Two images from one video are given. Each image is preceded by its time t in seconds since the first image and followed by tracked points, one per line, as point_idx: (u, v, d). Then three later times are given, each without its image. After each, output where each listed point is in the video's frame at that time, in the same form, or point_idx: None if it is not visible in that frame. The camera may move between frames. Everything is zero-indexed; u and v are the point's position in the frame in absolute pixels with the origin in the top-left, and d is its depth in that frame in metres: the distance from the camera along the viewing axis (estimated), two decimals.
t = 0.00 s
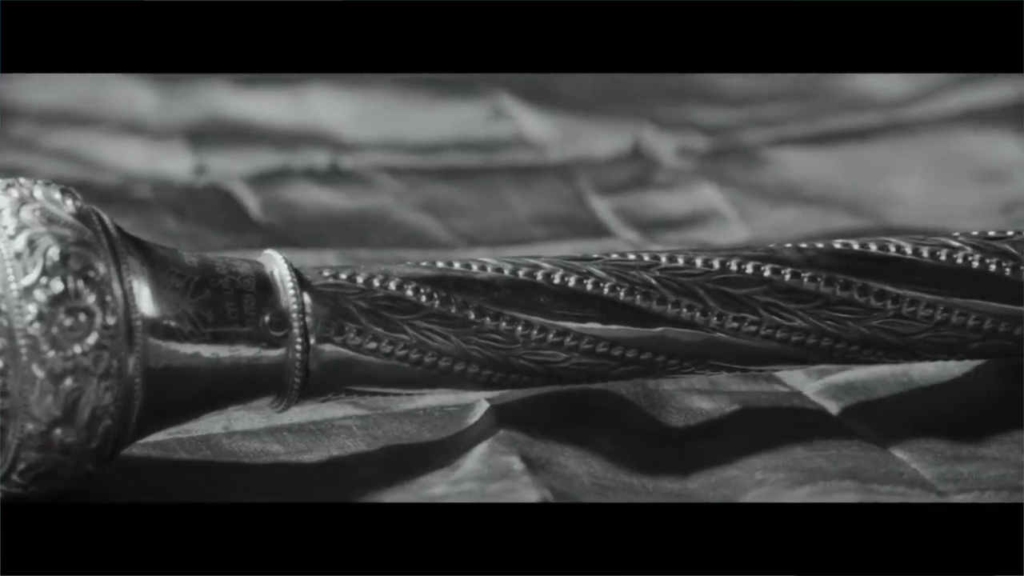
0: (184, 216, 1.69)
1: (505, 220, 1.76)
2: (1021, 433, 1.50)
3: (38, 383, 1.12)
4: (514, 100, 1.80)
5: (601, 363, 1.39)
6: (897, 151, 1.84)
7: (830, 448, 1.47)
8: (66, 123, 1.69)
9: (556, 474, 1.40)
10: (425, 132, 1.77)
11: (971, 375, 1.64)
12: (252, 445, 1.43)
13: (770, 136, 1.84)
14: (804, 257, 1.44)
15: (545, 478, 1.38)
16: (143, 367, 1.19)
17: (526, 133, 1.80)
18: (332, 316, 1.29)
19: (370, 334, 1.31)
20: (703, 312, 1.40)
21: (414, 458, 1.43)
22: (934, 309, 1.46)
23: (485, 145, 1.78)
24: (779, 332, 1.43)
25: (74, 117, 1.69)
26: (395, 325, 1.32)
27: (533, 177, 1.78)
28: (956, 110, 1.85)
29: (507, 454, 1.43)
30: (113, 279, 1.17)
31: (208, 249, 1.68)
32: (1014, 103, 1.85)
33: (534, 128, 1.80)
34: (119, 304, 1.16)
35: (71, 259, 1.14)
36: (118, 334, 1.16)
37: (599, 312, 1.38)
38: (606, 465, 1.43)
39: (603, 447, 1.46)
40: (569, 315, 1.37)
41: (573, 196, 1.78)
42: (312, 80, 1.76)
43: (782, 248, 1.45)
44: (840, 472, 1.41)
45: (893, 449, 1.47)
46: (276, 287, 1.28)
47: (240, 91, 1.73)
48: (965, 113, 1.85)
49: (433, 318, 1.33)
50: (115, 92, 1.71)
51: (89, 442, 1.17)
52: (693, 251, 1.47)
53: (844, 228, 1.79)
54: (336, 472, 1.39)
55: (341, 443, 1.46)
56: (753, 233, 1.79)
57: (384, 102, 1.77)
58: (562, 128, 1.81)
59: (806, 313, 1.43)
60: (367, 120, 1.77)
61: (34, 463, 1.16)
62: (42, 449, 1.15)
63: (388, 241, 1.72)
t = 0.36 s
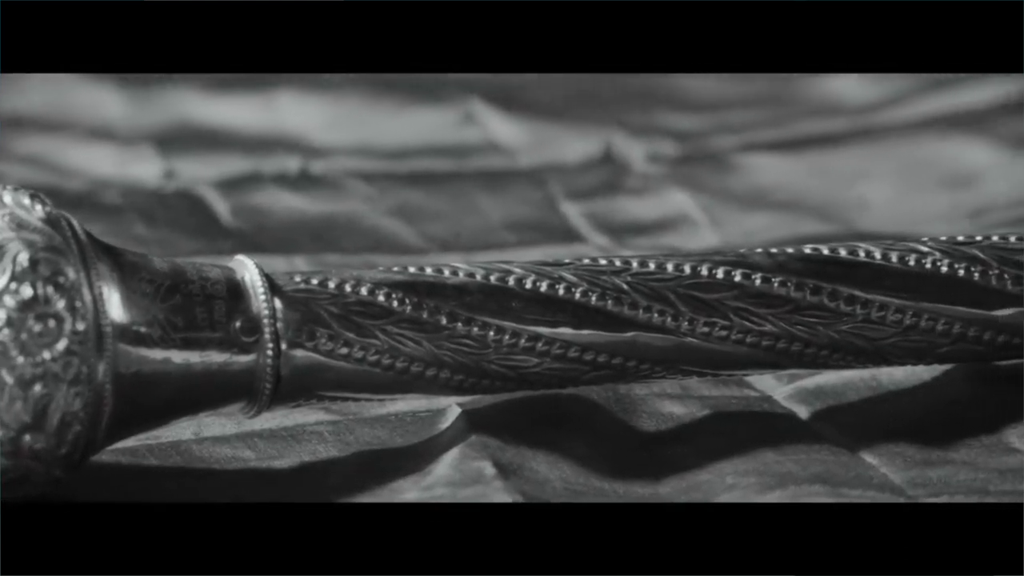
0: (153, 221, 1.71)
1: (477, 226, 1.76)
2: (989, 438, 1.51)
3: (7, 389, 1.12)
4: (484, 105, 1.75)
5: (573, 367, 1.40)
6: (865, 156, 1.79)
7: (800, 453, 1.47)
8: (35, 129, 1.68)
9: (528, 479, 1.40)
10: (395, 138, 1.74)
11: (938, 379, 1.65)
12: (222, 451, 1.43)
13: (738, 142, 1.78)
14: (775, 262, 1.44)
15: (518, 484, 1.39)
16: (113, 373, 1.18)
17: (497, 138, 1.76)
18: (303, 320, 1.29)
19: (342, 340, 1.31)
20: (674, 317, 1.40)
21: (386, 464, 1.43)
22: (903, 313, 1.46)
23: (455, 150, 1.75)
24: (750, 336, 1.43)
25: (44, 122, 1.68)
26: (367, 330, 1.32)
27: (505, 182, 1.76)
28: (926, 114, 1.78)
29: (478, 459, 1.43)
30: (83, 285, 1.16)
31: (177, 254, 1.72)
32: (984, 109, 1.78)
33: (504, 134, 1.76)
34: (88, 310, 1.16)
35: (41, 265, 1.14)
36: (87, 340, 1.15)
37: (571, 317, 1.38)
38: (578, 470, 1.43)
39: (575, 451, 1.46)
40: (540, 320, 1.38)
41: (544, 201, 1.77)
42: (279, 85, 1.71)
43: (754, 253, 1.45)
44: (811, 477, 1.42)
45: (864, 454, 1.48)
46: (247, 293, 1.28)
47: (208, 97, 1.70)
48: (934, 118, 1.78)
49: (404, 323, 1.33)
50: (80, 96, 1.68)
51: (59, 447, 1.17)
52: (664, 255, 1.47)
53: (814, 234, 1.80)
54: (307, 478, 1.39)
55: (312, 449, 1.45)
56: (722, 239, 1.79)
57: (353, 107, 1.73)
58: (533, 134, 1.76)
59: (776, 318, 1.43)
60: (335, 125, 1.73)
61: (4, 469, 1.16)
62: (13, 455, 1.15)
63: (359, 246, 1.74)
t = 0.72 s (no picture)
0: (118, 229, 1.71)
1: (443, 234, 1.77)
2: (954, 445, 1.51)
3: None
4: (450, 114, 1.75)
5: (541, 376, 1.41)
6: (829, 165, 1.79)
7: (768, 461, 1.48)
8: None
9: (495, 488, 1.41)
10: (362, 146, 1.74)
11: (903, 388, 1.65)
12: (189, 460, 1.43)
13: (704, 151, 1.78)
14: (741, 270, 1.45)
15: (486, 493, 1.39)
16: (79, 382, 1.18)
17: (463, 147, 1.76)
18: (270, 329, 1.29)
19: (309, 348, 1.31)
20: (642, 325, 1.41)
21: (353, 472, 1.43)
22: (869, 322, 1.46)
23: (422, 159, 1.75)
24: (717, 344, 1.44)
25: (9, 132, 1.68)
26: (335, 339, 1.32)
27: (472, 191, 1.77)
28: (889, 123, 1.77)
29: (446, 467, 1.44)
30: (48, 294, 1.16)
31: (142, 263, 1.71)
32: (948, 118, 1.77)
33: (470, 142, 1.76)
34: (54, 319, 1.16)
35: (5, 274, 1.15)
36: (53, 349, 1.15)
37: (540, 325, 1.39)
38: (545, 477, 1.44)
39: (542, 460, 1.47)
40: (508, 328, 1.38)
41: (511, 210, 1.77)
42: (246, 94, 1.71)
43: (720, 262, 1.46)
44: (778, 485, 1.43)
45: (830, 462, 1.48)
46: (214, 302, 1.28)
47: (173, 105, 1.70)
48: (898, 127, 1.77)
49: (372, 331, 1.34)
50: (46, 105, 1.69)
51: (24, 457, 1.18)
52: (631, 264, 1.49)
53: (780, 242, 1.79)
54: (274, 488, 1.39)
55: (279, 457, 1.45)
56: (689, 247, 1.79)
57: (321, 115, 1.73)
58: (500, 143, 1.76)
59: (744, 326, 1.44)
60: (302, 133, 1.73)
61: None
62: None
63: (325, 256, 1.74)
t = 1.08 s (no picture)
0: (79, 235, 1.71)
1: (407, 240, 1.77)
2: (915, 450, 1.53)
3: None
4: (415, 120, 1.76)
5: (505, 381, 1.41)
6: (790, 171, 1.80)
7: (731, 466, 1.50)
8: None
9: (459, 493, 1.42)
10: (325, 152, 1.74)
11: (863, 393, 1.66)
12: (151, 467, 1.43)
13: (666, 157, 1.79)
14: (704, 275, 1.46)
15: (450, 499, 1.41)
16: (41, 390, 1.19)
17: (427, 153, 1.76)
18: (233, 336, 1.29)
19: (273, 354, 1.31)
20: (606, 330, 1.42)
21: (317, 480, 1.43)
22: (831, 327, 1.48)
23: (386, 165, 1.75)
24: (680, 350, 1.45)
25: None
26: (299, 345, 1.32)
27: (435, 197, 1.77)
28: (850, 130, 1.79)
29: (410, 473, 1.44)
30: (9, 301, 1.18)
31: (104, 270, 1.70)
32: (909, 123, 1.79)
33: (434, 148, 1.76)
34: (15, 326, 1.18)
35: None
36: (14, 357, 1.18)
37: (505, 330, 1.40)
38: (511, 483, 1.45)
39: (508, 465, 1.48)
40: (473, 334, 1.39)
41: (475, 216, 1.77)
42: (210, 100, 1.72)
43: (683, 267, 1.48)
44: (739, 489, 1.45)
45: (793, 466, 1.50)
46: (177, 308, 1.27)
47: (135, 111, 1.71)
48: (859, 133, 1.79)
49: (336, 337, 1.34)
50: (7, 112, 1.69)
51: None
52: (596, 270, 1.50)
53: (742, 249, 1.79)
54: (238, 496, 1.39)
55: (242, 464, 1.45)
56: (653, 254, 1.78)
57: (283, 121, 1.73)
58: (463, 150, 1.77)
59: (707, 331, 1.45)
60: (265, 139, 1.73)
61: None
62: None
63: (287, 261, 1.73)
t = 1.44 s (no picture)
0: (31, 240, 1.69)
1: (363, 245, 1.75)
2: (870, 453, 1.54)
3: None
4: (370, 125, 1.75)
5: (462, 386, 1.41)
6: (744, 176, 1.80)
7: (687, 469, 1.50)
8: None
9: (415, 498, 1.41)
10: (279, 157, 1.73)
11: (817, 396, 1.68)
12: (105, 474, 1.41)
13: (620, 162, 1.79)
14: (661, 280, 1.48)
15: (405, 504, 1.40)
16: None
17: (383, 157, 1.76)
18: (188, 342, 1.29)
19: (228, 359, 1.30)
20: (563, 335, 1.42)
21: (272, 486, 1.42)
22: (786, 331, 1.49)
23: (342, 170, 1.75)
24: (637, 354, 1.45)
25: None
26: (254, 350, 1.32)
27: (390, 202, 1.76)
28: (803, 136, 1.81)
29: (368, 477, 1.43)
30: None
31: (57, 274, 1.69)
32: (860, 129, 1.80)
33: (388, 153, 1.76)
34: None
35: None
36: None
37: (462, 335, 1.40)
38: (468, 489, 1.45)
39: (464, 471, 1.47)
40: (429, 339, 1.39)
41: (431, 220, 1.77)
42: (163, 106, 1.71)
43: (640, 272, 1.49)
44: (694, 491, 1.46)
45: (749, 470, 1.51)
46: (131, 313, 1.27)
47: (87, 116, 1.70)
48: (813, 139, 1.81)
49: (292, 342, 1.33)
50: None
51: None
52: (553, 274, 1.50)
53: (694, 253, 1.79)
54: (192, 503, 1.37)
55: (197, 470, 1.44)
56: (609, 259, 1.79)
57: (237, 126, 1.72)
58: (418, 155, 1.76)
59: (664, 336, 1.46)
60: (218, 144, 1.72)
61: None
62: None
63: (243, 265, 1.72)
